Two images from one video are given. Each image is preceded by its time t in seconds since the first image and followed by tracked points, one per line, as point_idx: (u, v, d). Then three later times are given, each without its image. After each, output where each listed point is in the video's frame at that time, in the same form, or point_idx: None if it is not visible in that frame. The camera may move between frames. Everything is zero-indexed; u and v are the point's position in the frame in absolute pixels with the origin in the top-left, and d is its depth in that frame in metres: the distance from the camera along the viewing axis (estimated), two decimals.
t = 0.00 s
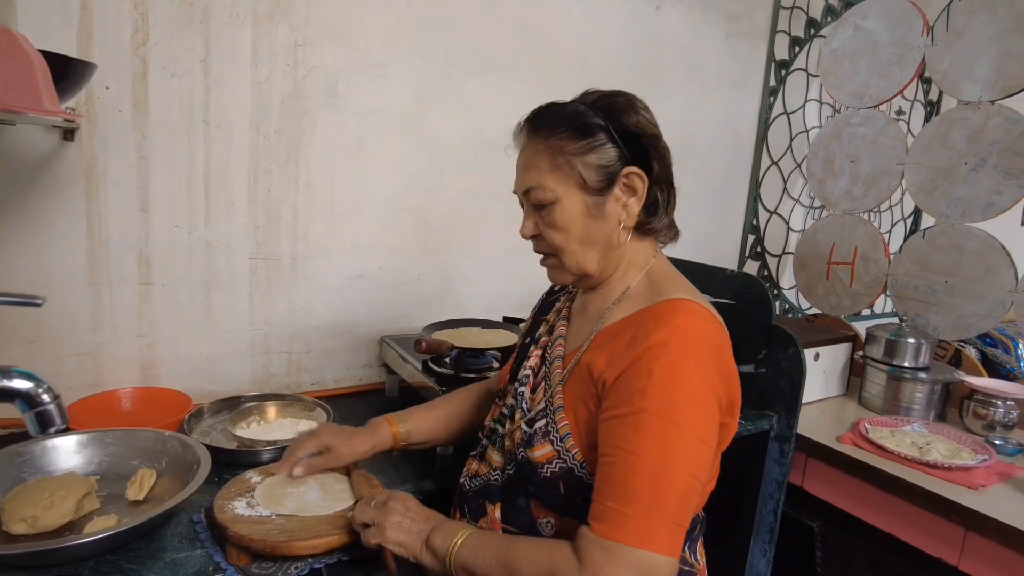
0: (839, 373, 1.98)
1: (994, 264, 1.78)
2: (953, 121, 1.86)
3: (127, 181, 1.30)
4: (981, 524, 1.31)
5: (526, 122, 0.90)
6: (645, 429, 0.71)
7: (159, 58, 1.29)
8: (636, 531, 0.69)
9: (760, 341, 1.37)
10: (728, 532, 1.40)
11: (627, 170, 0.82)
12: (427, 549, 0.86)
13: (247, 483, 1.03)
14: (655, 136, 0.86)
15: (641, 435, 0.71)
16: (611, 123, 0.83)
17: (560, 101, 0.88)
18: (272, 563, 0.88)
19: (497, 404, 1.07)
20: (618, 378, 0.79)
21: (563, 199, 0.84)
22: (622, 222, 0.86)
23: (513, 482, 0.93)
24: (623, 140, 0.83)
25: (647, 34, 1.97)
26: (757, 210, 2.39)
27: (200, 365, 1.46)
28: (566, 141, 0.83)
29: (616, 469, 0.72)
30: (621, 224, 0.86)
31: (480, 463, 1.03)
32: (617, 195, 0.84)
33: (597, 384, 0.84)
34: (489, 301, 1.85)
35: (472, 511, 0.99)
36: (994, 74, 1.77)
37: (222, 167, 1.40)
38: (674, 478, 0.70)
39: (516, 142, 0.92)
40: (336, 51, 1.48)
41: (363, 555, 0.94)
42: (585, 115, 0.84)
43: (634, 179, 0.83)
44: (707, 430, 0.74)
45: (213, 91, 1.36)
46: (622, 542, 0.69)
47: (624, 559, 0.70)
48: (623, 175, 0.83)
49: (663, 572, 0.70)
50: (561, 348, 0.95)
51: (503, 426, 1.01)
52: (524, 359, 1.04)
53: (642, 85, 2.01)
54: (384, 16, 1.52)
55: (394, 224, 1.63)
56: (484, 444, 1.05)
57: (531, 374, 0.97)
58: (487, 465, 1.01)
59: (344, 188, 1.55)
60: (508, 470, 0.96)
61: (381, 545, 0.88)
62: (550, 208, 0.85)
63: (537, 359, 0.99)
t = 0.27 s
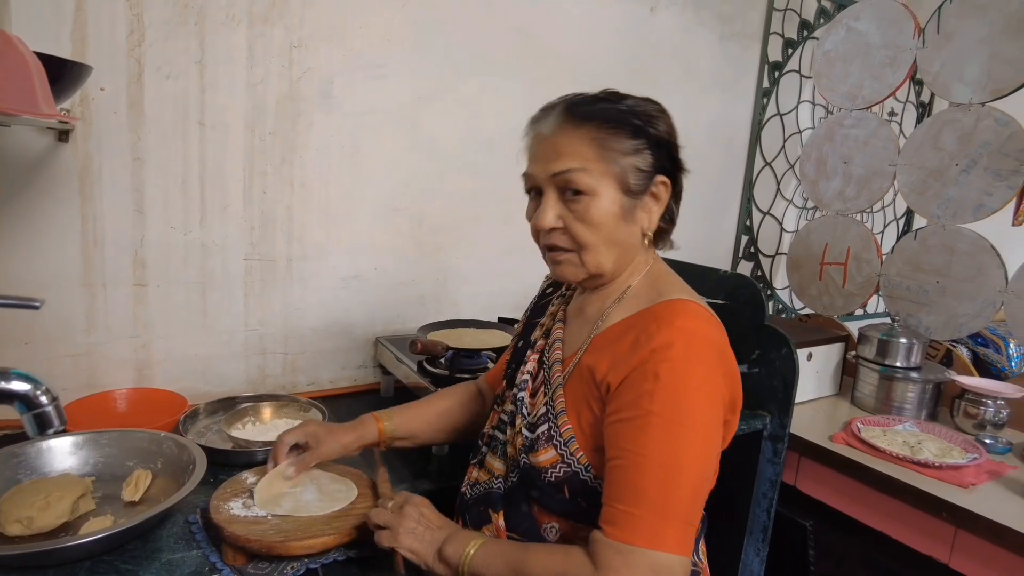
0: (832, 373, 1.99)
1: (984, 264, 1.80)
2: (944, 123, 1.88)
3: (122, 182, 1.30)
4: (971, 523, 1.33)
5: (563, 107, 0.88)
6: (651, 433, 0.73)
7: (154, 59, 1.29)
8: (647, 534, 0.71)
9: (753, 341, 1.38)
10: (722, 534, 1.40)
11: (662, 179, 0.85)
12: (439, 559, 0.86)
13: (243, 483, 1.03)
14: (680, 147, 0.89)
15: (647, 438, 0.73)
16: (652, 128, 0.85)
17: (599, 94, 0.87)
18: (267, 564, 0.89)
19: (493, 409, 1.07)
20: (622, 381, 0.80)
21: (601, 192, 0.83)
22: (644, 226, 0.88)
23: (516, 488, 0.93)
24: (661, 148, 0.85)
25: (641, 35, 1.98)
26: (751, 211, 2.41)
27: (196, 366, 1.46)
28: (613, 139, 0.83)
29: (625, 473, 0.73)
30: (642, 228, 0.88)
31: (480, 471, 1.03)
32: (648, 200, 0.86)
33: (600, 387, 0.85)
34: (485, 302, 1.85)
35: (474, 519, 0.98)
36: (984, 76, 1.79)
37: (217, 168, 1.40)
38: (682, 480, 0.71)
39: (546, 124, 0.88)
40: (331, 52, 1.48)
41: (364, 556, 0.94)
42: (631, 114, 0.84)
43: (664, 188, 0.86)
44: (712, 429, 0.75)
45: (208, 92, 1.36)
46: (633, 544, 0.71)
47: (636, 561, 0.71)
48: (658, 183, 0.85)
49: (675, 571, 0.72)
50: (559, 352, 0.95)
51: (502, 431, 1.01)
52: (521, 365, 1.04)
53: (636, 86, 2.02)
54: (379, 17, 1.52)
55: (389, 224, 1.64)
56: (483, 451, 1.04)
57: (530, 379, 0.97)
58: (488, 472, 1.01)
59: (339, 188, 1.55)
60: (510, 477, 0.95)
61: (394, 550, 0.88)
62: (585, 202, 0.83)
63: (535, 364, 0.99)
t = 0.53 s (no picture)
0: (825, 373, 2.01)
1: (975, 265, 1.81)
2: (935, 125, 1.89)
3: (116, 183, 1.30)
4: (962, 522, 1.34)
5: (562, 117, 0.87)
6: (650, 441, 0.73)
7: (149, 61, 1.30)
8: (646, 542, 0.72)
9: (746, 342, 1.39)
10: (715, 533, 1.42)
11: (661, 196, 0.85)
12: (439, 568, 0.87)
13: (237, 485, 1.04)
14: (681, 158, 0.87)
15: (646, 447, 0.73)
16: (651, 142, 0.83)
17: (597, 104, 0.85)
18: (262, 565, 0.89)
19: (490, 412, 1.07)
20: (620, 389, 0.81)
21: (596, 212, 0.83)
22: (641, 240, 0.88)
23: (512, 492, 0.94)
24: (659, 163, 0.84)
25: (635, 37, 1.99)
26: (744, 212, 2.42)
27: (190, 368, 1.46)
28: (609, 157, 0.82)
29: (624, 482, 0.74)
30: (640, 242, 0.89)
31: (475, 474, 1.04)
32: (645, 216, 0.86)
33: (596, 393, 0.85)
34: (480, 303, 1.86)
35: (469, 523, 0.98)
36: (975, 78, 1.80)
37: (212, 169, 1.40)
38: (681, 487, 0.73)
39: (546, 132, 0.88)
40: (326, 54, 1.48)
41: (358, 556, 0.94)
42: (629, 129, 0.82)
43: (662, 203, 0.86)
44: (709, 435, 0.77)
45: (203, 94, 1.36)
46: (633, 552, 0.72)
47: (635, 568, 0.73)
48: (656, 200, 0.85)
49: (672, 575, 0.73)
50: (554, 356, 0.96)
51: (497, 435, 1.01)
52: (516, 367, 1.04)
53: (630, 89, 2.03)
54: (374, 19, 1.53)
55: (384, 226, 1.64)
56: (478, 454, 1.05)
57: (525, 382, 0.97)
58: (483, 475, 1.02)
59: (335, 189, 1.55)
60: (507, 481, 0.96)
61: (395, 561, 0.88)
62: (579, 220, 0.84)
63: (530, 367, 0.99)
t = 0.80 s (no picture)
0: (819, 373, 2.02)
1: (968, 265, 1.83)
2: (928, 126, 1.91)
3: (113, 185, 1.31)
4: (955, 521, 1.35)
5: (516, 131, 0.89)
6: (636, 446, 0.73)
7: (145, 63, 1.30)
8: (637, 547, 0.71)
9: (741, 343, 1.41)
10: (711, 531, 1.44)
11: (613, 204, 0.84)
12: None
13: (235, 486, 1.04)
14: (642, 160, 0.85)
15: (632, 452, 0.73)
16: (598, 150, 0.82)
17: (549, 115, 0.86)
18: (260, 566, 0.90)
19: (483, 414, 1.09)
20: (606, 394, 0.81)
21: (546, 226, 0.86)
22: (603, 247, 0.88)
23: (503, 494, 0.95)
24: (610, 171, 0.83)
25: (630, 39, 2.00)
26: (739, 213, 2.43)
27: (187, 369, 1.46)
28: (553, 170, 0.83)
29: (613, 487, 0.73)
30: (603, 249, 0.89)
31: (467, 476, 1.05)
32: (601, 224, 0.86)
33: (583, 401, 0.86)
34: (476, 303, 1.86)
35: (461, 523, 1.00)
36: (967, 81, 1.82)
37: (208, 171, 1.40)
38: (669, 491, 0.72)
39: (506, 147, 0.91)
40: (321, 56, 1.49)
41: (354, 557, 0.95)
42: (573, 140, 0.83)
43: (618, 210, 0.85)
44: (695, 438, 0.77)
45: (200, 96, 1.37)
46: (625, 558, 0.71)
47: None
48: (609, 208, 0.84)
49: None
50: (543, 360, 0.97)
51: (489, 437, 1.03)
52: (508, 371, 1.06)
53: (626, 91, 2.04)
54: (370, 22, 1.53)
55: (381, 227, 1.65)
56: (470, 455, 1.06)
57: (515, 386, 0.99)
58: (475, 477, 1.03)
59: (332, 190, 1.56)
60: (498, 482, 0.97)
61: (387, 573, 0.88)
62: (532, 233, 0.87)
63: (520, 370, 1.01)
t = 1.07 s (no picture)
0: (815, 372, 2.03)
1: (962, 264, 1.84)
2: (922, 127, 1.92)
3: (110, 184, 1.31)
4: (949, 518, 1.36)
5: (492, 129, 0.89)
6: (579, 411, 0.73)
7: (143, 62, 1.30)
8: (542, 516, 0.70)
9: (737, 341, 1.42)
10: (710, 528, 1.47)
11: (591, 192, 0.84)
12: None
13: (233, 485, 1.05)
14: (616, 150, 0.85)
15: (574, 416, 0.73)
16: (571, 143, 0.83)
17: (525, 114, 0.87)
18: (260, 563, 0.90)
19: (479, 414, 1.08)
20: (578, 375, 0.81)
21: (527, 221, 0.86)
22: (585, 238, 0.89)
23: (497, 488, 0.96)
24: (584, 161, 0.84)
25: (626, 39, 2.01)
26: (734, 213, 2.44)
27: (185, 368, 1.46)
28: (529, 163, 0.84)
29: (538, 445, 0.73)
30: (586, 240, 0.89)
31: (466, 474, 1.06)
32: (582, 214, 0.86)
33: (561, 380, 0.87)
34: (473, 303, 1.87)
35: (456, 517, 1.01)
36: (960, 82, 1.83)
37: (206, 170, 1.40)
38: (594, 457, 0.71)
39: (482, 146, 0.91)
40: (319, 56, 1.49)
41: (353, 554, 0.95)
42: (548, 135, 0.84)
43: (596, 199, 0.85)
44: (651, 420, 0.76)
45: (197, 95, 1.37)
46: (522, 509, 0.70)
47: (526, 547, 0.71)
48: (586, 197, 0.85)
49: (558, 544, 0.71)
50: (535, 355, 0.98)
51: (485, 434, 1.03)
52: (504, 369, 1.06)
53: (622, 91, 2.05)
54: (368, 22, 1.54)
55: (379, 226, 1.65)
56: (469, 453, 1.06)
57: (509, 383, 1.00)
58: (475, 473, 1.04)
59: (331, 189, 1.56)
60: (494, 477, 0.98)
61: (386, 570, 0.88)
62: (514, 229, 0.87)
63: (515, 367, 1.02)
